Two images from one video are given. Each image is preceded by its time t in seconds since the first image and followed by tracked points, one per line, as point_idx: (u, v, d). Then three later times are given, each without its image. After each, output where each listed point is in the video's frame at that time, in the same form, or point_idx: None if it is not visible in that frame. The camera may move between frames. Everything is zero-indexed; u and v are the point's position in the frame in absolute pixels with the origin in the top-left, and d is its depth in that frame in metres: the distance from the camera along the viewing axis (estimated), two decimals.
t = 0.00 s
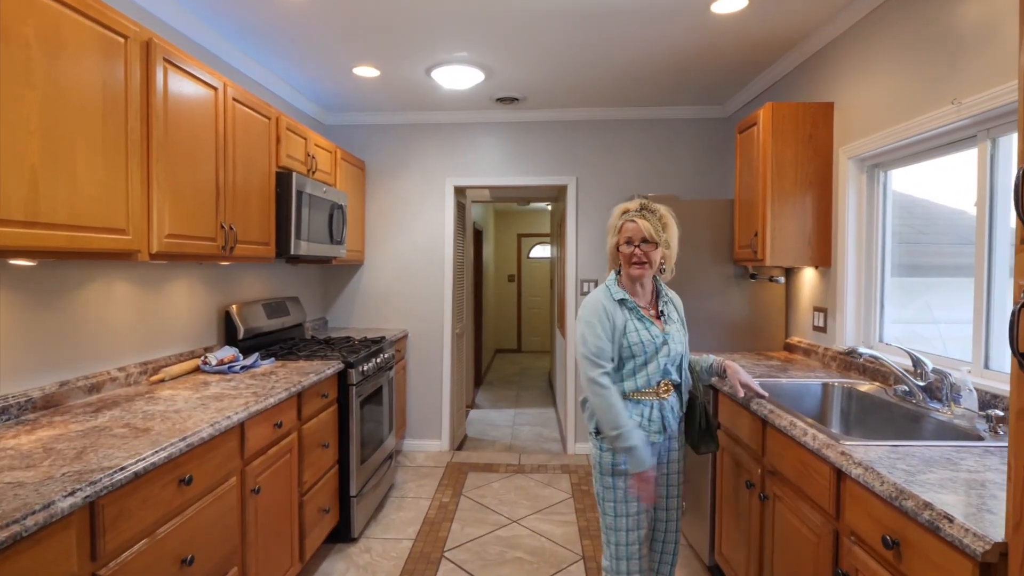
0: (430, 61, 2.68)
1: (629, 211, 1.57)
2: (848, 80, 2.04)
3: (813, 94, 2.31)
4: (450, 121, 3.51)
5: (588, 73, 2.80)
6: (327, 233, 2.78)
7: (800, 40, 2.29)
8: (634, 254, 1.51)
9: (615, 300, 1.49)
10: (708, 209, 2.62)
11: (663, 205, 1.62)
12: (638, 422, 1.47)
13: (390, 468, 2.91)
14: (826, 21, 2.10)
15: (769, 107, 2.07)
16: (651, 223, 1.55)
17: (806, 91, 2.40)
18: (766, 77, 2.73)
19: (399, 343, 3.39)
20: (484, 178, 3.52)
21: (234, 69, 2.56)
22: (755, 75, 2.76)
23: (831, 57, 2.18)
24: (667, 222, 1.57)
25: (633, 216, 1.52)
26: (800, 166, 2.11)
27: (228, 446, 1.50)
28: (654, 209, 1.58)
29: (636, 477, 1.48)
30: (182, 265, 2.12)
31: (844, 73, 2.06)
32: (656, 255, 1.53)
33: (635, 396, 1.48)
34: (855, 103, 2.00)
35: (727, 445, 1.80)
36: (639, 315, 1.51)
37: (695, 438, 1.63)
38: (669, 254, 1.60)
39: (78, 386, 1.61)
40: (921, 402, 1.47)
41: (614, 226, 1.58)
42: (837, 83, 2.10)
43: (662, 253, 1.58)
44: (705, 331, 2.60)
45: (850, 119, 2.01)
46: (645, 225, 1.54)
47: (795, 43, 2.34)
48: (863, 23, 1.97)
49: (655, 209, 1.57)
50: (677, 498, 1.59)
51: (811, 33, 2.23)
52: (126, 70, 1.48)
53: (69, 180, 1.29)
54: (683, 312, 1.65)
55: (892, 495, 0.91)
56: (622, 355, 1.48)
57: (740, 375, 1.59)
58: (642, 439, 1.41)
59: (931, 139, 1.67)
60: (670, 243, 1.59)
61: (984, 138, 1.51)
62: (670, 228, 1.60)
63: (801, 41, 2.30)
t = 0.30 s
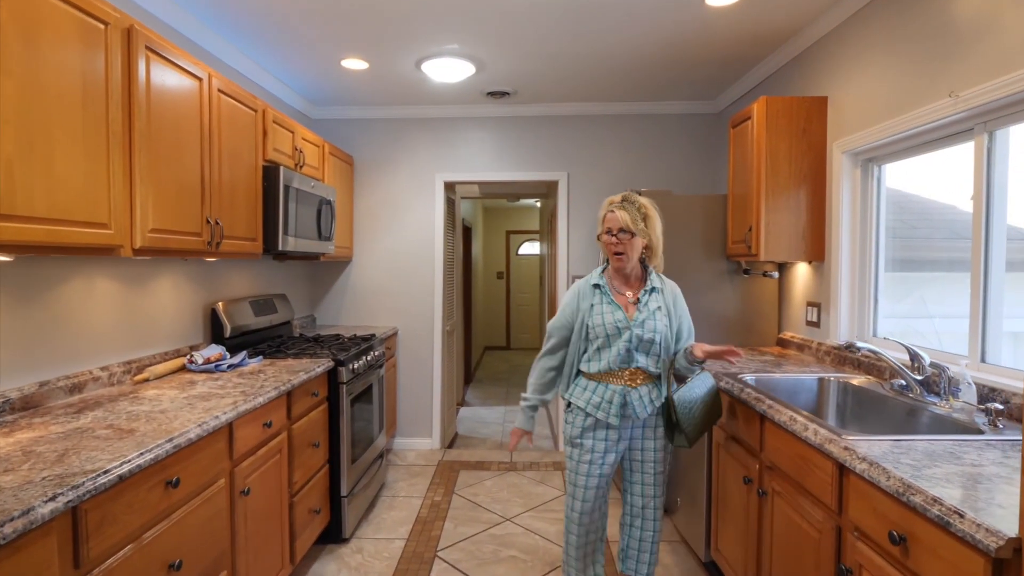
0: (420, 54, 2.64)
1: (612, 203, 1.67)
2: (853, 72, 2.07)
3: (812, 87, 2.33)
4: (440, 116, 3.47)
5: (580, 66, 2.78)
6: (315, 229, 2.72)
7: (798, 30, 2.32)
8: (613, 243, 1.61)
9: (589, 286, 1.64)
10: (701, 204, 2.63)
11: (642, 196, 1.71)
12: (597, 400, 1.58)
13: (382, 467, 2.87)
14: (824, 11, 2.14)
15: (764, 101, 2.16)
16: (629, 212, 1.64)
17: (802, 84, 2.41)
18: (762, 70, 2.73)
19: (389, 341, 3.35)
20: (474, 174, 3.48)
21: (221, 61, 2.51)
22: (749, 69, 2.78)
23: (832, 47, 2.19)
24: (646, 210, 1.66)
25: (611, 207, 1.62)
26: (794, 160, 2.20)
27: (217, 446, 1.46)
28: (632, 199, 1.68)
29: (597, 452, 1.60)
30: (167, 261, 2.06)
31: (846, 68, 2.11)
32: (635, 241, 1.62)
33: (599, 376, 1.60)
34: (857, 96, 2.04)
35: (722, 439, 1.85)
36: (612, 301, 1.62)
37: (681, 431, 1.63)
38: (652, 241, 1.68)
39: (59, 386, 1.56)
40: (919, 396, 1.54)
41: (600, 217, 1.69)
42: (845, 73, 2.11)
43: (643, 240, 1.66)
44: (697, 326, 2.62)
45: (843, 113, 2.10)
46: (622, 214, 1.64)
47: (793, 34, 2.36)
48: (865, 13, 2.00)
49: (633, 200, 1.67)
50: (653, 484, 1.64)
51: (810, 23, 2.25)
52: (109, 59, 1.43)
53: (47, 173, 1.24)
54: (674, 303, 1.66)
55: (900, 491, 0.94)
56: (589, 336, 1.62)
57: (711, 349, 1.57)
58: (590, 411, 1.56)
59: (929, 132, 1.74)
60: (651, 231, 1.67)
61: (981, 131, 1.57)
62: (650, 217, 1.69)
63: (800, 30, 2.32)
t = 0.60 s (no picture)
0: (418, 49, 2.60)
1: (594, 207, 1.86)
2: (854, 68, 2.05)
3: (813, 84, 2.31)
4: (439, 112, 3.43)
5: (581, 62, 2.75)
6: (312, 226, 2.68)
7: (796, 28, 2.32)
8: (595, 242, 1.78)
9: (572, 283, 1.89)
10: (702, 201, 2.61)
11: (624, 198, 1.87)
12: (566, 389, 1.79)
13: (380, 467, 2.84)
14: (823, 10, 2.15)
15: (767, 96, 2.14)
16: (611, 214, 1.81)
17: (804, 80, 2.39)
18: (763, 66, 2.72)
19: (387, 339, 3.31)
20: (473, 171, 3.45)
21: (217, 55, 2.46)
22: (751, 64, 2.76)
23: (836, 41, 2.17)
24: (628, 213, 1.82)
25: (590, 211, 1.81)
26: (797, 156, 2.18)
27: (212, 447, 1.42)
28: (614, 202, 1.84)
29: (569, 437, 1.81)
30: (162, 258, 2.02)
31: (846, 66, 2.09)
32: (617, 243, 1.79)
33: (571, 367, 1.79)
34: (855, 95, 2.03)
35: (729, 438, 1.87)
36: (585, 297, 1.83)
37: (642, 431, 1.64)
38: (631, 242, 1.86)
39: (51, 385, 1.52)
40: (930, 395, 1.55)
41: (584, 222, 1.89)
42: (846, 70, 2.09)
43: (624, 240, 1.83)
44: (698, 324, 2.61)
45: (846, 109, 2.09)
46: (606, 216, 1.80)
47: (796, 29, 2.34)
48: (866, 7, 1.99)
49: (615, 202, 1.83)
50: (625, 476, 1.72)
51: (808, 20, 2.25)
52: (103, 49, 1.39)
53: (37, 165, 1.19)
54: (645, 298, 1.73)
55: (919, 492, 0.95)
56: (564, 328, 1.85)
57: (641, 322, 1.56)
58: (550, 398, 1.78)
59: (938, 126, 1.73)
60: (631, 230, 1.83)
61: (990, 126, 1.55)
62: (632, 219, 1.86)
63: (799, 27, 2.31)
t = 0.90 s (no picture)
0: (423, 51, 2.58)
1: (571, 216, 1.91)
2: (868, 71, 2.02)
3: (824, 87, 2.29)
4: (442, 115, 3.41)
5: (586, 65, 2.73)
6: (313, 228, 2.65)
7: (807, 31, 2.30)
8: (568, 249, 1.83)
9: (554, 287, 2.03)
10: (708, 206, 2.58)
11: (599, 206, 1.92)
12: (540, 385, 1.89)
13: (379, 473, 2.80)
14: (835, 11, 2.12)
15: (774, 100, 2.12)
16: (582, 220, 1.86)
17: (812, 84, 2.37)
18: (771, 70, 2.70)
19: (388, 344, 3.27)
20: (475, 174, 3.43)
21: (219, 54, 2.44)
22: (757, 68, 2.74)
23: (844, 46, 2.16)
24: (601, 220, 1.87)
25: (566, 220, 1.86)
26: (805, 161, 2.16)
27: (209, 454, 1.39)
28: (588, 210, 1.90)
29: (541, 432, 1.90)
30: (160, 259, 1.99)
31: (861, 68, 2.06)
32: (590, 249, 1.83)
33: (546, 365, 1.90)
34: (870, 99, 2.01)
35: (736, 447, 1.85)
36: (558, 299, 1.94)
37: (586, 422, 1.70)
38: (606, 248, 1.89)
39: (46, 388, 1.49)
40: (943, 404, 1.52)
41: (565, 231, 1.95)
42: (859, 73, 2.07)
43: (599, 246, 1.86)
44: (703, 330, 2.58)
45: (856, 113, 2.07)
46: (578, 223, 1.85)
47: (804, 33, 2.33)
48: (880, 8, 1.97)
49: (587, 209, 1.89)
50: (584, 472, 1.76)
51: (819, 23, 2.22)
52: (104, 45, 1.37)
53: (33, 162, 1.16)
54: (603, 300, 1.76)
55: (942, 507, 0.91)
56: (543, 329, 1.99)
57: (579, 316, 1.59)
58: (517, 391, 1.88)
59: (951, 130, 1.70)
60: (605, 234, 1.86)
61: (1005, 130, 1.53)
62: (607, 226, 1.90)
63: (809, 31, 2.30)
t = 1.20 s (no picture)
0: (428, 57, 2.57)
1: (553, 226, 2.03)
2: (884, 75, 1.99)
3: (836, 92, 2.27)
4: (446, 121, 3.40)
5: (592, 71, 2.72)
6: (315, 235, 2.62)
7: (820, 34, 2.28)
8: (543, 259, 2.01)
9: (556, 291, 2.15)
10: (716, 212, 2.55)
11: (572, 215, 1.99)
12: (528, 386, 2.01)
13: (380, 483, 2.75)
14: (849, 14, 2.10)
15: (784, 106, 2.12)
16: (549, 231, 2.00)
17: (824, 89, 2.35)
18: (781, 75, 2.68)
19: (390, 351, 3.24)
20: (479, 181, 3.41)
21: (223, 58, 2.42)
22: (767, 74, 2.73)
23: (858, 52, 2.14)
24: (562, 226, 1.94)
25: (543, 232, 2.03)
26: (815, 168, 2.16)
27: (207, 465, 1.35)
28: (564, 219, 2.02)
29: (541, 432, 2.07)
30: (160, 265, 1.96)
31: (875, 73, 2.04)
32: (557, 258, 1.97)
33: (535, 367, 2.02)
34: (884, 104, 1.99)
35: (746, 460, 1.86)
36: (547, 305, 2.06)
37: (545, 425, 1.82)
38: (577, 254, 1.95)
39: (42, 397, 1.45)
40: (962, 417, 1.50)
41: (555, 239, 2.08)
42: (873, 77, 2.05)
43: (567, 253, 1.96)
44: (710, 339, 2.55)
45: (868, 120, 2.07)
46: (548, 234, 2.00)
47: (816, 37, 2.32)
48: (894, 12, 1.95)
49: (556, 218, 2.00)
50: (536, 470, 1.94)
51: (833, 26, 2.21)
52: (104, 47, 1.35)
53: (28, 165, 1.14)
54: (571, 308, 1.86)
55: (969, 527, 0.88)
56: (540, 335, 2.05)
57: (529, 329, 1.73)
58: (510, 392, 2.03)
59: (965, 137, 1.68)
60: (571, 242, 1.95)
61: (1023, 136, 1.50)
62: (576, 231, 1.96)
63: (822, 35, 2.29)
